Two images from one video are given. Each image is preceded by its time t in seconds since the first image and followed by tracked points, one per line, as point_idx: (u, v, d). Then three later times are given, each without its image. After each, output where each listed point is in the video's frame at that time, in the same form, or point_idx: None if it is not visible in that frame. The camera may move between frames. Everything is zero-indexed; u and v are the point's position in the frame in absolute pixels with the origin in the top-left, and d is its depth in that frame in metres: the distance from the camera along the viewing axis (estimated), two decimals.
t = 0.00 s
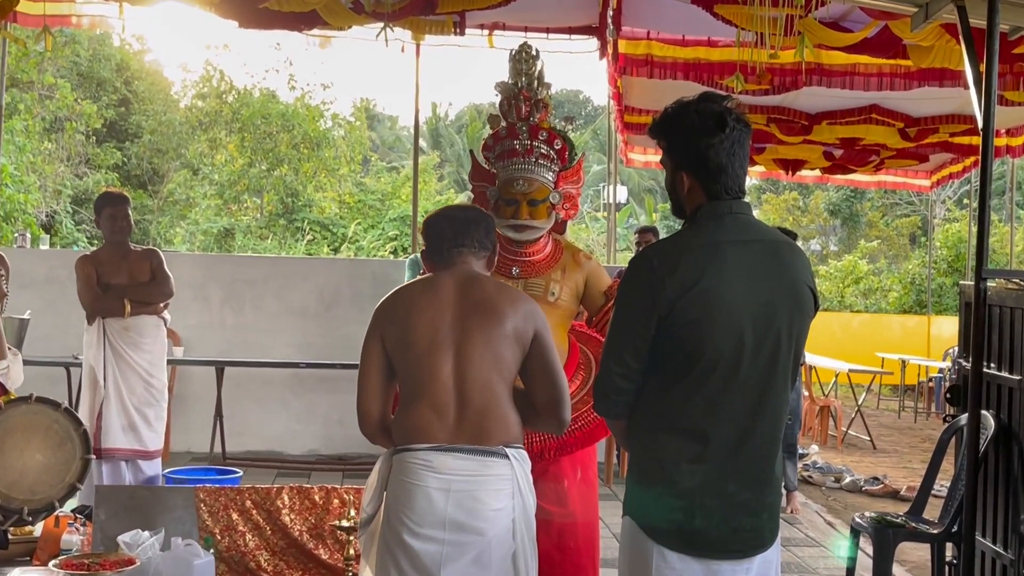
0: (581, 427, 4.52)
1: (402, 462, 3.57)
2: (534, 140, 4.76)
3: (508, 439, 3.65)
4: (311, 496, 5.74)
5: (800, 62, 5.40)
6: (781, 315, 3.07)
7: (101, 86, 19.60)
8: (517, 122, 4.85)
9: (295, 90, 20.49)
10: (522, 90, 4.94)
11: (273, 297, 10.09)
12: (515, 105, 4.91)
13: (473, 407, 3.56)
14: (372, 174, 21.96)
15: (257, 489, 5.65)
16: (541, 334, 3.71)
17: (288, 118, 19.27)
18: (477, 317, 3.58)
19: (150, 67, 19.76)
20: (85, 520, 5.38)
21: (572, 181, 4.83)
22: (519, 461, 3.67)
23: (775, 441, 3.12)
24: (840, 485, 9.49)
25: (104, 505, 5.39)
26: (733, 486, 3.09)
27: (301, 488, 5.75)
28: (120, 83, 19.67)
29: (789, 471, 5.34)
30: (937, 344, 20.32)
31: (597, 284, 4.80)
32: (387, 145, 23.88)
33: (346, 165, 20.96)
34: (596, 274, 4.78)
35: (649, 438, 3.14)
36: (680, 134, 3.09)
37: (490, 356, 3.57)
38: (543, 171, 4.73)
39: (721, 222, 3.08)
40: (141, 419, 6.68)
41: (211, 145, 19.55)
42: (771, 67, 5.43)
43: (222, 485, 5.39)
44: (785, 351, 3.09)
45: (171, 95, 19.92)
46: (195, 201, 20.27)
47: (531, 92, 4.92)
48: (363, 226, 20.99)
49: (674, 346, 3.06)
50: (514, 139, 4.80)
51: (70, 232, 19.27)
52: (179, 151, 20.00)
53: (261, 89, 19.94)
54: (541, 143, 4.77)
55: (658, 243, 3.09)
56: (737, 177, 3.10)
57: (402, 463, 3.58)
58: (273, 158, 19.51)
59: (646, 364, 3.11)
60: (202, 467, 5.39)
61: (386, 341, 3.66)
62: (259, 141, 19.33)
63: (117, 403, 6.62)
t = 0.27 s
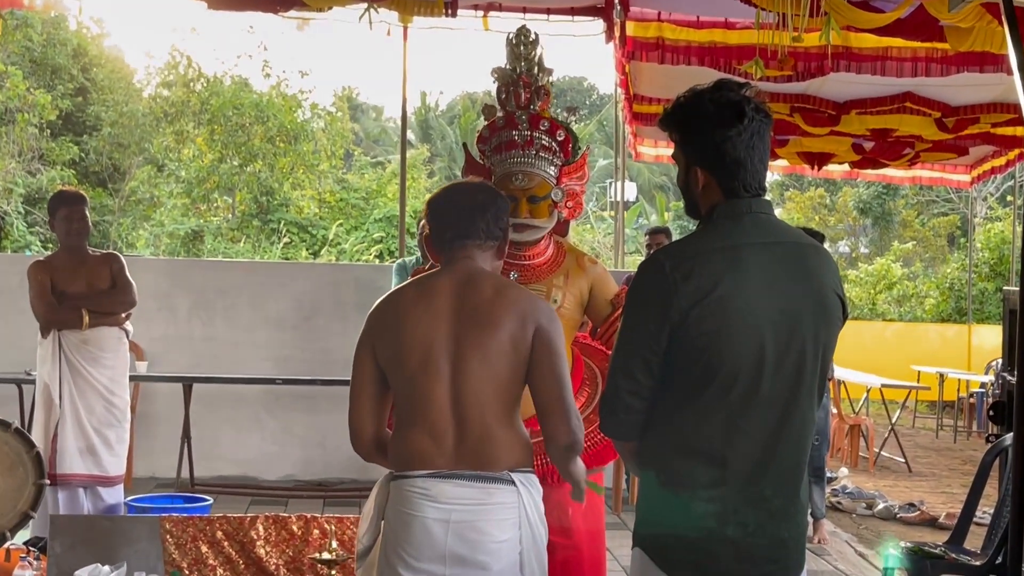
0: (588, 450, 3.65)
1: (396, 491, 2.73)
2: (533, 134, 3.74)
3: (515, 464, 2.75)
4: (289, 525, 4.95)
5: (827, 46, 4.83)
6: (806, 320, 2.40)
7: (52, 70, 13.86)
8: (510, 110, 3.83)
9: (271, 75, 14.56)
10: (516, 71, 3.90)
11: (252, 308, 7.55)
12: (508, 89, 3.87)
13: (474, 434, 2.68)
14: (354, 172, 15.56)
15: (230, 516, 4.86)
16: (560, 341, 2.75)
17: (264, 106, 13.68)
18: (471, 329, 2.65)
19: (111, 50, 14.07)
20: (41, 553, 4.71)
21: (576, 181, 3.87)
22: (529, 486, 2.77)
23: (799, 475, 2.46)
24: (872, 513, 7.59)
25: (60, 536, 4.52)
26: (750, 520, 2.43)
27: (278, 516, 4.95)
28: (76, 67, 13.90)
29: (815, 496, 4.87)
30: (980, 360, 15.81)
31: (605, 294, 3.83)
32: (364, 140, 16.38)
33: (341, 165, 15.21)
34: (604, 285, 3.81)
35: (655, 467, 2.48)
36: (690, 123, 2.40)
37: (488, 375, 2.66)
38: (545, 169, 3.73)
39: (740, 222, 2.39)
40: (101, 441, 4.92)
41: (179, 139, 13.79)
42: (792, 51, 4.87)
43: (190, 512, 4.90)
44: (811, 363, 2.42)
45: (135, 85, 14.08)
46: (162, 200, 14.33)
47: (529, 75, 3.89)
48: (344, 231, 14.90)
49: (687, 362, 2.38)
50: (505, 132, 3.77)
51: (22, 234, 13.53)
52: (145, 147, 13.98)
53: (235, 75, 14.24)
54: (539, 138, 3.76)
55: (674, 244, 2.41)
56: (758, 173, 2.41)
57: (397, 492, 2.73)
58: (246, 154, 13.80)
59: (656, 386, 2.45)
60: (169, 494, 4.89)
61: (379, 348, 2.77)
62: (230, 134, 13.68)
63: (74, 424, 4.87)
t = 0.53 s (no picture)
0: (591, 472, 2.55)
1: (392, 528, 1.91)
2: (527, 129, 2.75)
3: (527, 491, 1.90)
4: (263, 559, 4.07)
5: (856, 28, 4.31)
6: (833, 319, 1.82)
7: None
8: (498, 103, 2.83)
9: (243, 59, 11.57)
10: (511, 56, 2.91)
11: (219, 316, 5.31)
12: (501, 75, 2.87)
13: (478, 464, 1.86)
14: (333, 168, 12.31)
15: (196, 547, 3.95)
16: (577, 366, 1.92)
17: (233, 92, 10.90)
18: (470, 350, 1.86)
19: (63, 32, 11.22)
20: None
21: (580, 188, 2.82)
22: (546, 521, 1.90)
23: (826, 514, 1.84)
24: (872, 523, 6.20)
25: None
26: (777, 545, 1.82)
27: (249, 549, 4.05)
28: (25, 52, 10.95)
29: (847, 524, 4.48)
30: None
31: (609, 315, 2.74)
32: (342, 132, 13.20)
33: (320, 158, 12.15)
34: (610, 293, 2.73)
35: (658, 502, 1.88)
36: (698, 111, 1.83)
37: (493, 405, 1.85)
38: (541, 174, 2.72)
39: (760, 223, 1.82)
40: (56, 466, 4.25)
41: (138, 129, 10.97)
42: (823, 32, 4.33)
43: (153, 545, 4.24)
44: (841, 373, 1.83)
45: (92, 71, 11.14)
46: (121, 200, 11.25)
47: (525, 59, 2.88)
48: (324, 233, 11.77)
49: (700, 379, 1.81)
50: (490, 128, 2.80)
51: None
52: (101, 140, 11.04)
53: (201, 60, 11.39)
54: (534, 136, 2.75)
55: (688, 243, 1.85)
56: (781, 168, 1.83)
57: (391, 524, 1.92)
58: (214, 146, 10.92)
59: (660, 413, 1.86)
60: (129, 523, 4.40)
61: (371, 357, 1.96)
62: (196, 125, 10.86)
63: (25, 444, 4.22)
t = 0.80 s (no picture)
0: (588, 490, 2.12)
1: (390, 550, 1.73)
2: (527, 122, 2.46)
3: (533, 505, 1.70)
4: None
5: (875, 19, 4.06)
6: (848, 321, 1.58)
7: None
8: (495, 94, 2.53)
9: (224, 52, 11.40)
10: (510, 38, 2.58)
11: (199, 323, 5.06)
12: (498, 61, 2.55)
13: (477, 483, 1.65)
14: (319, 166, 12.05)
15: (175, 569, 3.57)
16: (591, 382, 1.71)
17: (214, 87, 10.61)
18: (472, 362, 1.65)
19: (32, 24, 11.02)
20: None
21: (581, 190, 2.49)
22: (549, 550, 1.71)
23: (843, 535, 1.61)
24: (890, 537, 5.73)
25: None
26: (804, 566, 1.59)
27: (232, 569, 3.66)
28: None
29: (864, 541, 4.39)
30: None
31: (610, 322, 2.42)
32: (329, 129, 13.08)
33: (307, 157, 11.85)
34: (613, 297, 2.41)
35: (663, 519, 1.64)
36: (699, 103, 1.58)
37: (496, 422, 1.64)
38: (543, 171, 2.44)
39: (770, 224, 1.57)
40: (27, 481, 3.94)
41: (114, 126, 10.77)
42: (837, 21, 4.08)
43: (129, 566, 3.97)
44: (857, 381, 1.59)
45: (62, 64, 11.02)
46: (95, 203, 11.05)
47: (525, 45, 2.56)
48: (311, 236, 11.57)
49: (704, 392, 1.58)
50: (487, 121, 2.50)
51: None
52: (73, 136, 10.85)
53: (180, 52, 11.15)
54: (535, 131, 2.46)
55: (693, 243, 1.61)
56: (790, 165, 1.59)
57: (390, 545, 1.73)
58: (194, 143, 10.60)
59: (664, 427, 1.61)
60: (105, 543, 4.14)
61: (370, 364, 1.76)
62: (174, 120, 10.56)
63: None
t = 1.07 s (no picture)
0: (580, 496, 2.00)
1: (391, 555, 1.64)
2: (533, 118, 2.27)
3: (537, 519, 1.58)
4: None
5: (876, 20, 4.02)
6: (849, 323, 1.52)
7: None
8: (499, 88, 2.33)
9: (218, 54, 11.42)
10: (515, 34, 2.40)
11: (192, 327, 5.02)
12: (502, 53, 2.36)
13: (478, 494, 1.54)
14: (314, 168, 12.02)
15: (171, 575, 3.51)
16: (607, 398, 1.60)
17: (208, 88, 10.60)
18: (482, 368, 1.54)
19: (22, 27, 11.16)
20: None
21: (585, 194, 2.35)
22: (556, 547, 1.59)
23: (846, 541, 1.56)
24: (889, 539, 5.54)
25: None
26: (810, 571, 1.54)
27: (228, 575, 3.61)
28: None
29: (868, 545, 4.44)
30: None
31: (609, 323, 2.33)
32: (325, 130, 12.98)
33: (302, 159, 11.82)
34: (612, 301, 2.33)
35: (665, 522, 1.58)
36: (697, 103, 1.54)
37: (503, 433, 1.53)
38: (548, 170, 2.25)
39: (772, 225, 1.52)
40: (16, 487, 3.88)
41: (107, 128, 10.75)
42: (838, 21, 4.04)
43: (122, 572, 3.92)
44: (860, 383, 1.53)
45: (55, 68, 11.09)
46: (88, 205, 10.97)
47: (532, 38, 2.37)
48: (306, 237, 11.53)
49: (704, 396, 1.52)
50: (490, 116, 2.30)
51: None
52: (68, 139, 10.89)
53: (173, 54, 11.19)
54: (542, 129, 2.28)
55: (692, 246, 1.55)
56: (791, 165, 1.54)
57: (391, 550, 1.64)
58: (187, 145, 10.55)
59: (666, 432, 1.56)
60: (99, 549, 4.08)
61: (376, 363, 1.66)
62: (168, 121, 10.53)
63: None
